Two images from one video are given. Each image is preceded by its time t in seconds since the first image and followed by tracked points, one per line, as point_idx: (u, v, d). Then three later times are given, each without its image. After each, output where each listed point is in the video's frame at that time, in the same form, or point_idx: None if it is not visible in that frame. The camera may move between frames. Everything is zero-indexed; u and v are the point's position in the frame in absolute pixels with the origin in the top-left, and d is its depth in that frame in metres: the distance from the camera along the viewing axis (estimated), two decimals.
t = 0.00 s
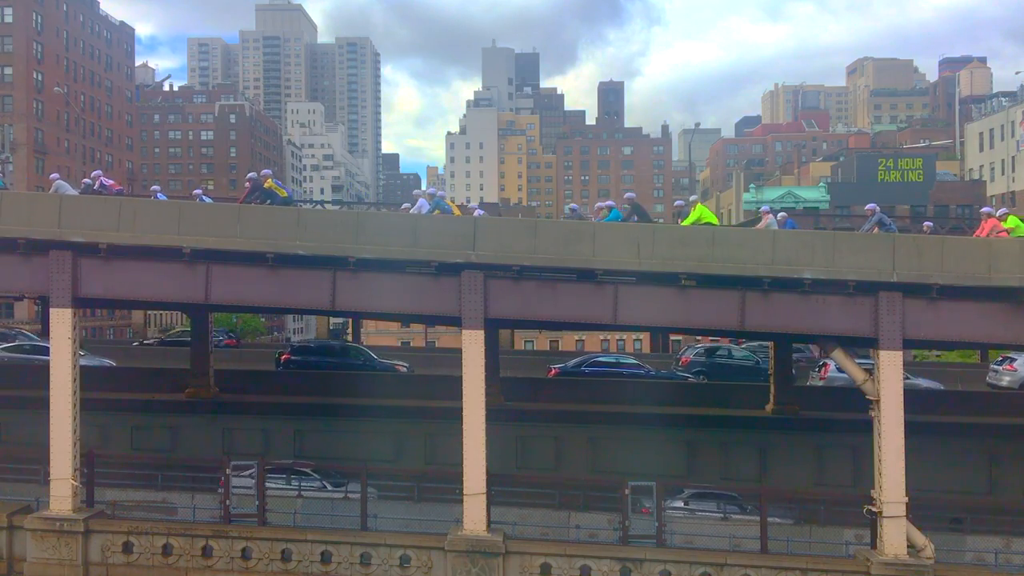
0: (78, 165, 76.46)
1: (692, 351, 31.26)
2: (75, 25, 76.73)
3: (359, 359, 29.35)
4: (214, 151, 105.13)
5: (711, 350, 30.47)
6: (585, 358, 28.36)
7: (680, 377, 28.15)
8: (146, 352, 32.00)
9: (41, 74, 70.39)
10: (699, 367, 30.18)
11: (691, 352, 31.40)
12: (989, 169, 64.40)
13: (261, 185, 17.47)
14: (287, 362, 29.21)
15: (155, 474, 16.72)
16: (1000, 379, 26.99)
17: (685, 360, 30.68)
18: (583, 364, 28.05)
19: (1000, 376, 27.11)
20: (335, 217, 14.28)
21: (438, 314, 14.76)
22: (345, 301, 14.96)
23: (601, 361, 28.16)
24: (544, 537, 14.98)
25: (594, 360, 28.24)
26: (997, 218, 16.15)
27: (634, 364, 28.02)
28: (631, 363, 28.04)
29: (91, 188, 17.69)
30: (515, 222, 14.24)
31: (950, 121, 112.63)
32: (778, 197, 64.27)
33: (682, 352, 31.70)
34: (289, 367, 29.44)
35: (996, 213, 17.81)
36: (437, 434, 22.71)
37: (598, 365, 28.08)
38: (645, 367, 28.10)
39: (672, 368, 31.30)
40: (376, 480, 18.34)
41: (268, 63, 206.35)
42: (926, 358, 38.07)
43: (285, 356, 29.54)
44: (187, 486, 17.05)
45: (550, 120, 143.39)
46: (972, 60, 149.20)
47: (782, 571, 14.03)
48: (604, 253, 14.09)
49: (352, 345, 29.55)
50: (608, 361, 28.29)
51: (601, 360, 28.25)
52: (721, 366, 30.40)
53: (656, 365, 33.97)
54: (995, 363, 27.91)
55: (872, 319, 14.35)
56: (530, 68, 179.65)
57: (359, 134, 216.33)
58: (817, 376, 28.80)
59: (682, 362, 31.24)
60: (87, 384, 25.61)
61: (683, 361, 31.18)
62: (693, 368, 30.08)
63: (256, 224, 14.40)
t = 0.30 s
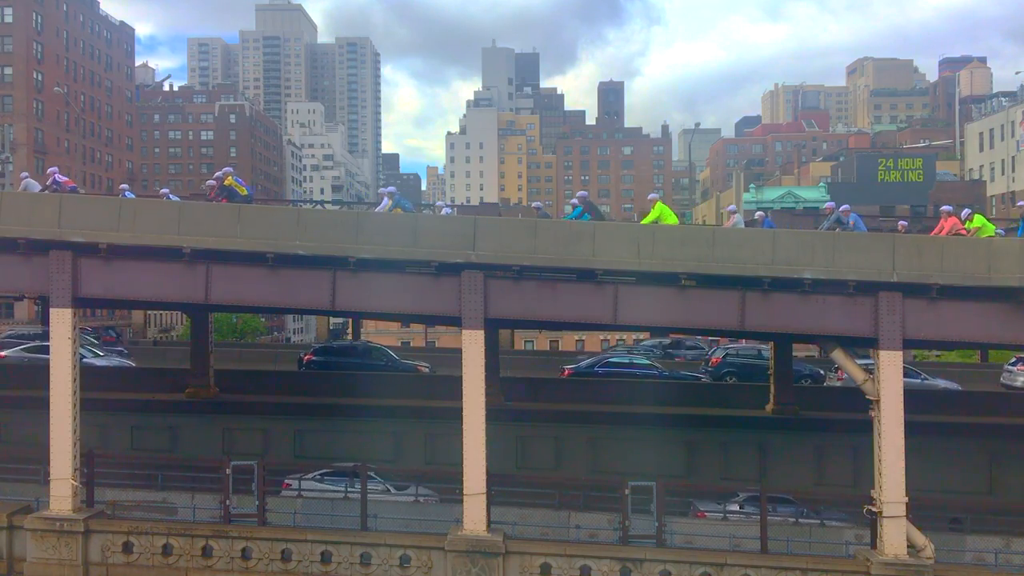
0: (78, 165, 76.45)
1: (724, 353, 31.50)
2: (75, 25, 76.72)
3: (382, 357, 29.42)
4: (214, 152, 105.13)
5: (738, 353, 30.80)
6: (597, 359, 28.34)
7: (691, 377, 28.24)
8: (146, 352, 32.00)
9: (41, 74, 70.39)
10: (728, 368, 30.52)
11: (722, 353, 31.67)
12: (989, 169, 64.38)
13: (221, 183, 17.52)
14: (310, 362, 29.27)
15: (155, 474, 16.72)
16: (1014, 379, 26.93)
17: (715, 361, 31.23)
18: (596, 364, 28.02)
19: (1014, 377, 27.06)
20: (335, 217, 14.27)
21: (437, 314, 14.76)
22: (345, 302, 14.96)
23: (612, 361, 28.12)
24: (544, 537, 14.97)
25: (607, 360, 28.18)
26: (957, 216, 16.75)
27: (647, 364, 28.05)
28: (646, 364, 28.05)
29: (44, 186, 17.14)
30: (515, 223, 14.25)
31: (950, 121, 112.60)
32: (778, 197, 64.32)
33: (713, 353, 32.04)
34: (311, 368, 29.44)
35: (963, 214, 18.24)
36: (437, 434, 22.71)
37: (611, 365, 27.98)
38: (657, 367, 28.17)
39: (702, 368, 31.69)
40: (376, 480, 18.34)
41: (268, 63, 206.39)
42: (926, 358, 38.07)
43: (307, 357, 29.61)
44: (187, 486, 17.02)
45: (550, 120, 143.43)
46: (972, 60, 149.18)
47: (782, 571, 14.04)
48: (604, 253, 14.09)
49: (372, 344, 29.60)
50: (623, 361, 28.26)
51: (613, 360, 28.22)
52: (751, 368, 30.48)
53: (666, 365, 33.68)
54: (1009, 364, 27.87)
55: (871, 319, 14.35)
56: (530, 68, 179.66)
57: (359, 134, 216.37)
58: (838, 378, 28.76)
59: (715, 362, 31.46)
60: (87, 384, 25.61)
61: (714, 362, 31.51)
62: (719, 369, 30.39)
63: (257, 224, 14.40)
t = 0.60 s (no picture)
0: (78, 165, 76.47)
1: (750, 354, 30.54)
2: (75, 25, 76.71)
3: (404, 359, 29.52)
4: (214, 152, 105.14)
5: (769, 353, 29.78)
6: (612, 359, 28.26)
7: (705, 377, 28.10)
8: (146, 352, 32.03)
9: (41, 74, 70.40)
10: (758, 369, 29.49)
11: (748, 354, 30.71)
12: (989, 169, 64.39)
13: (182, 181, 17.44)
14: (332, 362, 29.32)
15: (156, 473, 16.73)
16: None
17: (740, 363, 30.18)
18: (612, 365, 27.91)
19: None
20: (335, 217, 14.28)
21: (438, 313, 14.76)
22: (346, 301, 14.97)
23: (628, 362, 28.09)
24: (544, 537, 14.97)
25: (622, 361, 28.13)
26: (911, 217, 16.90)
27: (661, 364, 27.95)
28: (661, 364, 27.92)
29: None
30: (515, 222, 14.25)
31: (950, 121, 112.60)
32: (778, 197, 64.33)
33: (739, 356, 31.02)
34: (333, 368, 29.55)
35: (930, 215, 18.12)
36: (438, 434, 22.72)
37: (627, 367, 27.96)
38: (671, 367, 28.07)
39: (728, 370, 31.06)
40: (377, 480, 18.37)
41: (268, 63, 206.34)
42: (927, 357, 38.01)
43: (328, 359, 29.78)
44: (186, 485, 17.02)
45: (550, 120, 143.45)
46: (972, 60, 149.24)
47: (782, 571, 14.06)
48: (604, 252, 14.10)
49: (396, 346, 29.75)
50: (637, 361, 28.19)
51: (628, 362, 28.17)
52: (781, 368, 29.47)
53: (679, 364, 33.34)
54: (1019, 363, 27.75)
55: (872, 319, 14.35)
56: (531, 68, 179.67)
57: (359, 134, 216.33)
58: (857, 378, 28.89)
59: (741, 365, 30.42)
60: (87, 384, 25.59)
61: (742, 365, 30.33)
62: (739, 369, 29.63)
63: (257, 225, 14.41)
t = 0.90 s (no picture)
0: (78, 165, 76.49)
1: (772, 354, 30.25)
2: (75, 25, 76.73)
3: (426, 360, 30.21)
4: (214, 151, 105.14)
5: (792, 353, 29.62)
6: (628, 360, 28.29)
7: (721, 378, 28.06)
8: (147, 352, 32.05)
9: (41, 74, 70.41)
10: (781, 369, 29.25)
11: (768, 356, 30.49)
12: (989, 169, 64.38)
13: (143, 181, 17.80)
14: (353, 362, 29.79)
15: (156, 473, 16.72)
16: None
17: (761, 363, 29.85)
18: (628, 366, 27.97)
19: None
20: (335, 218, 14.27)
21: (438, 314, 14.76)
22: (345, 301, 14.96)
23: (644, 363, 28.12)
24: (544, 537, 14.97)
25: (637, 361, 28.33)
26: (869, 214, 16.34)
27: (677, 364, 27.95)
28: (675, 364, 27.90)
29: None
30: (515, 223, 14.26)
31: (950, 121, 112.61)
32: (778, 197, 64.34)
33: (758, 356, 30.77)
34: (352, 369, 29.97)
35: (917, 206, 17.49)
36: (438, 434, 22.71)
37: (643, 367, 27.99)
38: (688, 368, 28.07)
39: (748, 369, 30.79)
40: (378, 480, 18.36)
41: (268, 63, 206.34)
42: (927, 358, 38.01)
43: (348, 358, 30.16)
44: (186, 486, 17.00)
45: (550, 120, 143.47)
46: (972, 60, 149.24)
47: (782, 571, 14.04)
48: (604, 252, 14.10)
49: (418, 349, 30.49)
50: (652, 361, 28.23)
51: (644, 361, 28.20)
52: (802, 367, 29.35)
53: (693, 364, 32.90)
54: None
55: (872, 319, 14.35)
56: (531, 68, 179.71)
57: (359, 134, 216.37)
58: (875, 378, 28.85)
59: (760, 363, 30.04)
60: (87, 385, 25.60)
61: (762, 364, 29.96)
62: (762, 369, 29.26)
63: (257, 224, 14.40)
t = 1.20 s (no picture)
0: (78, 165, 76.47)
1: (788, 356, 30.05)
2: (75, 25, 76.71)
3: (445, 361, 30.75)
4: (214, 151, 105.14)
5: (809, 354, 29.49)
6: (645, 362, 28.32)
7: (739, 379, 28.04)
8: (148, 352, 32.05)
9: (41, 74, 70.39)
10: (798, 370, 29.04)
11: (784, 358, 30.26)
12: (989, 169, 64.38)
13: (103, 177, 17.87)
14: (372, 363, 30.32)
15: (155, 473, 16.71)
16: None
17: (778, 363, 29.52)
18: (645, 367, 28.01)
19: None
20: (335, 217, 14.27)
21: (438, 314, 14.75)
22: (345, 302, 14.96)
23: (661, 364, 28.16)
24: (544, 537, 14.96)
25: (654, 362, 28.34)
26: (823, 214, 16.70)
27: (695, 365, 28.05)
28: (692, 365, 28.01)
29: None
30: (516, 223, 14.25)
31: (950, 121, 112.61)
32: (778, 197, 64.37)
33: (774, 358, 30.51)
34: (371, 368, 30.45)
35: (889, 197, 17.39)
36: (438, 434, 22.72)
37: (660, 367, 28.05)
38: (705, 368, 28.23)
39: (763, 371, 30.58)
40: (378, 480, 18.37)
41: (268, 63, 206.25)
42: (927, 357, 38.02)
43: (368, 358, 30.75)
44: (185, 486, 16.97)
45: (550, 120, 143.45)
46: (972, 60, 149.23)
47: (781, 571, 14.05)
48: (604, 252, 14.10)
49: (435, 349, 30.97)
50: (670, 362, 28.29)
51: (662, 362, 28.27)
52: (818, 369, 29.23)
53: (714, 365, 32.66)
54: None
55: (872, 319, 14.35)
56: (531, 68, 179.71)
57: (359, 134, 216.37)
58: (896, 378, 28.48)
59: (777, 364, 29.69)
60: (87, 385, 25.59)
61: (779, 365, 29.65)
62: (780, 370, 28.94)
63: (257, 224, 14.41)
